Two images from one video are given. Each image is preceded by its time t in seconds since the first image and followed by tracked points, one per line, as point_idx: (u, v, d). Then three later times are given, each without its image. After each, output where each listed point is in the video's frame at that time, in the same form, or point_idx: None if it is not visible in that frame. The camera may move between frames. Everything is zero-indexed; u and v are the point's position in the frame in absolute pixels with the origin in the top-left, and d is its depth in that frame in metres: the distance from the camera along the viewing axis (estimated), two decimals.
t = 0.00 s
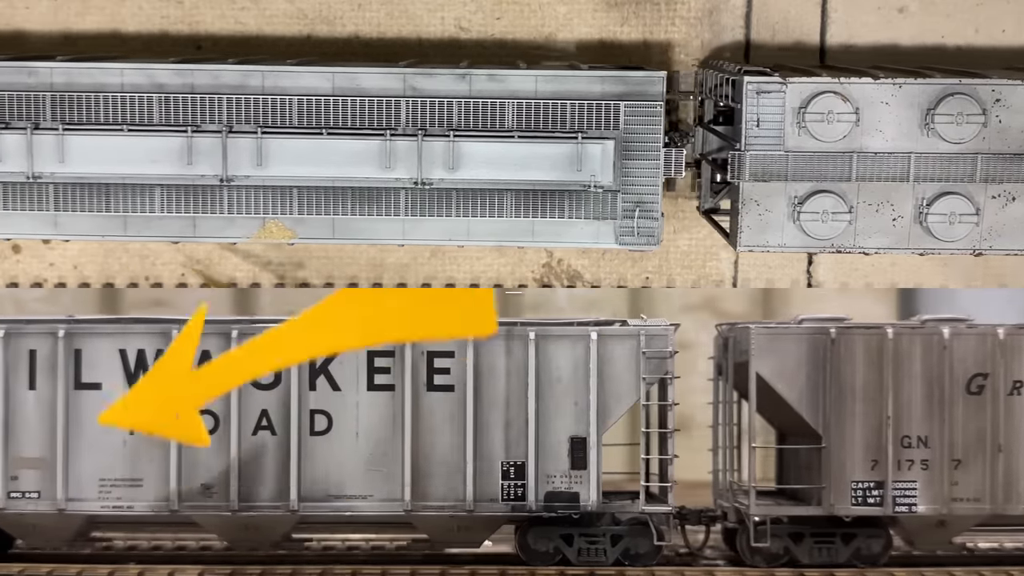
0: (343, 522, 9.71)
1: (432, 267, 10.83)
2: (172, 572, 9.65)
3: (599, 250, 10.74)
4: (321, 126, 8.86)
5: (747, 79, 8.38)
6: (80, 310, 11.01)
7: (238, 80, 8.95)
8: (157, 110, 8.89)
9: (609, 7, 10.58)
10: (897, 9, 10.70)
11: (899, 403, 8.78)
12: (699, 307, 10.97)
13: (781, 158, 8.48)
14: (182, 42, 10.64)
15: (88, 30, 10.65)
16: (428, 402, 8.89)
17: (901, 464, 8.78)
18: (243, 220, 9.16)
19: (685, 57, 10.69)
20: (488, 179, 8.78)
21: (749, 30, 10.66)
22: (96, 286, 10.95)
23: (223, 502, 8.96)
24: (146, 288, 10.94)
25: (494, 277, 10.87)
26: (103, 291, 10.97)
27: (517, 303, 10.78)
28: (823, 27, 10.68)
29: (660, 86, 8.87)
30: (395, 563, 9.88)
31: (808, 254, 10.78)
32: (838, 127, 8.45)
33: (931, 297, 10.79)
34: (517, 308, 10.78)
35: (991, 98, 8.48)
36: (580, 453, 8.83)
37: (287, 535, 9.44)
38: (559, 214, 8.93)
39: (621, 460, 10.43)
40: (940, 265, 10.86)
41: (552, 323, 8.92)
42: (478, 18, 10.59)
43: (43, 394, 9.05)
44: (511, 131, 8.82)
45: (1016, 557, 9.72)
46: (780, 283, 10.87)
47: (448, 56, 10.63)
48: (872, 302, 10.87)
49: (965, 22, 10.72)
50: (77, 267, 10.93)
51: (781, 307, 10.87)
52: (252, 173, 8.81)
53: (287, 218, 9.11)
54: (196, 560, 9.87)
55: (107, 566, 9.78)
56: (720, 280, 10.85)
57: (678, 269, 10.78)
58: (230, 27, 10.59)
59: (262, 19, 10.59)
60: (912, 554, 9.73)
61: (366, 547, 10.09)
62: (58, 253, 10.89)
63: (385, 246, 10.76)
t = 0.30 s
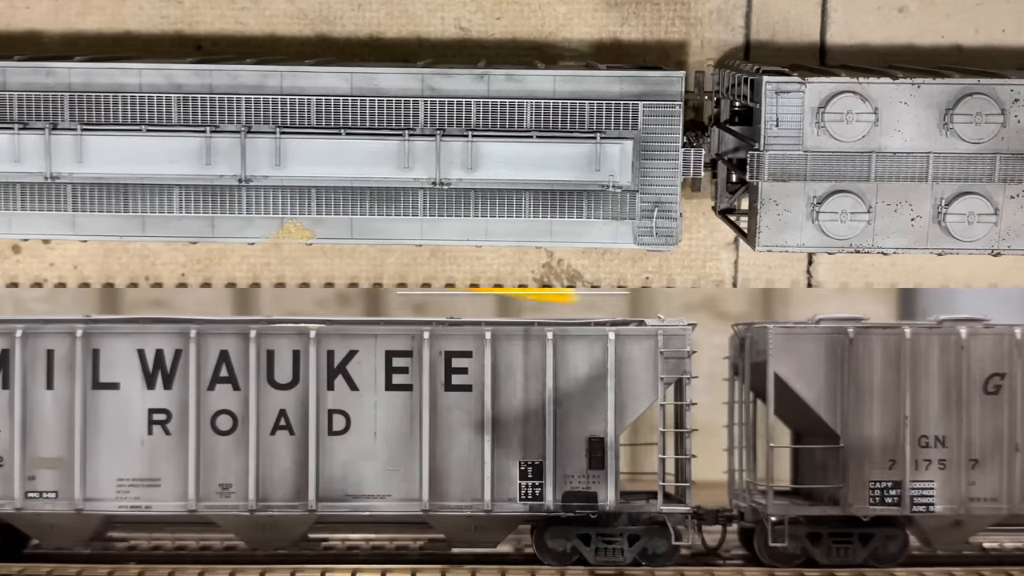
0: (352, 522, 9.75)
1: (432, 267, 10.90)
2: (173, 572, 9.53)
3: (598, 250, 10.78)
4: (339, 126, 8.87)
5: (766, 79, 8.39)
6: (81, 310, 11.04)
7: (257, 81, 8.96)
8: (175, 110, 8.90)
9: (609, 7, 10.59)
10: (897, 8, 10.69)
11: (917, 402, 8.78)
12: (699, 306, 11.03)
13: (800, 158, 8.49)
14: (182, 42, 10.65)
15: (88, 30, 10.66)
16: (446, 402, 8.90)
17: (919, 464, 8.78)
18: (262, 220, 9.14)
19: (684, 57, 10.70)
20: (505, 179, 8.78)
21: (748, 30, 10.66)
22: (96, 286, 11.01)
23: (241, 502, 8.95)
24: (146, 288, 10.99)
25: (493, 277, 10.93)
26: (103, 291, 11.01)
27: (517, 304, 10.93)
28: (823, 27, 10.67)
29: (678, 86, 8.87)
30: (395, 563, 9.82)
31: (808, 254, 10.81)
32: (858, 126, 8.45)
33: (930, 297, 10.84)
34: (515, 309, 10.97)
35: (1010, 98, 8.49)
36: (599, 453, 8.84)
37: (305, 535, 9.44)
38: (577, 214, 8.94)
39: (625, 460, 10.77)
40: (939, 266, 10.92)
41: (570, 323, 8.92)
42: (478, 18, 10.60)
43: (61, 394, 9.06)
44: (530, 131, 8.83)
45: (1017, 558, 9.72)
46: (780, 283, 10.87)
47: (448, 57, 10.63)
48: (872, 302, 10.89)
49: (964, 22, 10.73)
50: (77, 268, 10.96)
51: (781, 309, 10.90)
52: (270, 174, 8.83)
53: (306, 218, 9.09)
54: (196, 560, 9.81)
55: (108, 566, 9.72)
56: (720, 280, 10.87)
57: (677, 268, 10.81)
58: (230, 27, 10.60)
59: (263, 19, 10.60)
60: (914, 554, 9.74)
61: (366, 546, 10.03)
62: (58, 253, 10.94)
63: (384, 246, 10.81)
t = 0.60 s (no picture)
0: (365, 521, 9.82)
1: (432, 267, 10.92)
2: (173, 572, 9.66)
3: (598, 251, 10.80)
4: (359, 126, 8.89)
5: (785, 79, 8.39)
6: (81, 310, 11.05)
7: (275, 81, 8.95)
8: (193, 110, 8.91)
9: (609, 7, 10.59)
10: (897, 8, 10.69)
11: (935, 402, 8.79)
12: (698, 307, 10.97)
13: (818, 158, 8.50)
14: (182, 42, 10.65)
15: (88, 30, 10.66)
16: (464, 402, 8.91)
17: (936, 464, 8.78)
18: (279, 220, 9.12)
19: (684, 58, 10.69)
20: (524, 179, 8.82)
21: (748, 30, 10.65)
22: (96, 286, 11.01)
23: (258, 502, 8.97)
24: (145, 288, 10.99)
25: (493, 277, 10.96)
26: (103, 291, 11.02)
27: (517, 303, 10.99)
28: (823, 27, 10.66)
29: (696, 86, 8.88)
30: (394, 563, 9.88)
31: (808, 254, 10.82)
32: (876, 127, 8.46)
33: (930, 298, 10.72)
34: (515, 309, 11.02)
35: None
36: (617, 453, 8.85)
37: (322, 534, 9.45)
38: (595, 214, 8.95)
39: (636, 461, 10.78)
40: (939, 266, 10.91)
41: (588, 323, 8.93)
42: (478, 18, 10.61)
43: (79, 394, 9.07)
44: (547, 131, 8.85)
45: (1017, 557, 9.76)
46: (779, 283, 10.88)
47: (448, 57, 10.64)
48: (871, 303, 10.92)
49: (964, 22, 10.73)
50: (77, 268, 10.96)
51: (780, 310, 10.90)
52: (288, 174, 8.88)
53: (323, 218, 9.08)
54: (196, 560, 9.88)
55: (107, 566, 9.83)
56: (722, 280, 10.88)
57: (677, 269, 10.85)
58: (230, 27, 10.60)
59: (263, 19, 10.60)
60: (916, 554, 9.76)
61: (366, 546, 10.08)
62: (58, 253, 10.95)
63: (383, 247, 10.82)
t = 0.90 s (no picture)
0: (378, 521, 9.86)
1: (432, 266, 10.93)
2: (173, 572, 9.63)
3: (599, 251, 10.82)
4: (376, 126, 8.90)
5: (802, 79, 8.40)
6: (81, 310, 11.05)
7: (292, 81, 8.96)
8: (211, 111, 8.92)
9: (609, 7, 10.59)
10: (897, 8, 10.69)
11: (952, 402, 8.79)
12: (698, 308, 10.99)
13: (836, 158, 8.51)
14: (182, 42, 10.64)
15: (88, 30, 10.65)
16: (481, 402, 8.91)
17: (953, 464, 8.78)
18: (296, 220, 9.15)
19: (685, 58, 10.68)
20: (542, 179, 8.79)
21: (749, 30, 10.64)
22: (96, 286, 11.01)
23: (275, 502, 8.97)
24: (146, 288, 10.98)
25: (493, 276, 10.97)
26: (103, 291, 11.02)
27: (517, 302, 10.98)
28: (823, 28, 10.66)
29: (714, 86, 8.88)
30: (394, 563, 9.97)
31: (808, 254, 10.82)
32: (893, 127, 8.48)
33: (930, 297, 10.81)
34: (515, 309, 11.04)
35: None
36: (634, 453, 8.85)
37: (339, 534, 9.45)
38: (612, 214, 8.98)
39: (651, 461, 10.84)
40: (939, 266, 10.90)
41: (604, 323, 8.93)
42: (478, 18, 10.61)
43: (96, 394, 9.08)
44: (564, 131, 8.84)
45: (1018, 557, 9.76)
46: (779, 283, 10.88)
47: (448, 57, 10.63)
48: (872, 302, 10.92)
49: (964, 22, 10.72)
50: (77, 268, 10.97)
51: (781, 310, 10.89)
52: (306, 174, 8.86)
53: (340, 218, 9.11)
54: (195, 560, 9.96)
55: (107, 566, 9.82)
56: (723, 279, 10.88)
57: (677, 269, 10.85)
58: (230, 27, 10.60)
59: (263, 19, 10.60)
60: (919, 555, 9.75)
61: (366, 546, 10.16)
62: (58, 253, 10.95)
63: (382, 247, 10.83)
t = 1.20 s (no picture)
0: (395, 521, 9.83)
1: (432, 266, 10.95)
2: (173, 572, 9.62)
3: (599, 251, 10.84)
4: (393, 127, 8.90)
5: (819, 79, 8.41)
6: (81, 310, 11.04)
7: (308, 81, 8.94)
8: (229, 112, 8.91)
9: (609, 7, 10.59)
10: (897, 8, 10.70)
11: (969, 402, 8.80)
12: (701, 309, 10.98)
13: (853, 158, 8.53)
14: (182, 43, 10.65)
15: (88, 30, 10.66)
16: (498, 402, 8.93)
17: (970, 464, 8.79)
18: (312, 221, 9.15)
19: (685, 58, 10.67)
20: (555, 180, 8.85)
21: (749, 30, 10.63)
22: (96, 286, 11.01)
23: (294, 502, 8.98)
24: (146, 288, 10.97)
25: (493, 276, 10.99)
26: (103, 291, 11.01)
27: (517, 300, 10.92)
28: (823, 28, 10.66)
29: (731, 85, 8.89)
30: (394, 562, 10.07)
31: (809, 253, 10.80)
32: (911, 127, 8.49)
33: (930, 297, 10.76)
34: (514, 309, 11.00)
35: None
36: (651, 453, 8.86)
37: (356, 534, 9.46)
38: (629, 215, 9.00)
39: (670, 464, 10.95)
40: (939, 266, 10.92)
41: (621, 323, 8.94)
42: (478, 18, 10.61)
43: (113, 395, 9.09)
44: (581, 131, 8.86)
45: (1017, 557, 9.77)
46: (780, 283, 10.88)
47: (447, 57, 10.63)
48: (871, 301, 10.91)
49: (964, 22, 10.72)
50: (77, 268, 10.97)
51: (781, 311, 10.86)
52: (322, 175, 8.90)
53: (357, 218, 9.10)
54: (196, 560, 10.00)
55: (107, 566, 9.82)
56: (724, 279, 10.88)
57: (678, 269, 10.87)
58: (230, 27, 10.61)
59: (262, 19, 10.60)
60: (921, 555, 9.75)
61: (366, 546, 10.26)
62: (58, 253, 10.95)
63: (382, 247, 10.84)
